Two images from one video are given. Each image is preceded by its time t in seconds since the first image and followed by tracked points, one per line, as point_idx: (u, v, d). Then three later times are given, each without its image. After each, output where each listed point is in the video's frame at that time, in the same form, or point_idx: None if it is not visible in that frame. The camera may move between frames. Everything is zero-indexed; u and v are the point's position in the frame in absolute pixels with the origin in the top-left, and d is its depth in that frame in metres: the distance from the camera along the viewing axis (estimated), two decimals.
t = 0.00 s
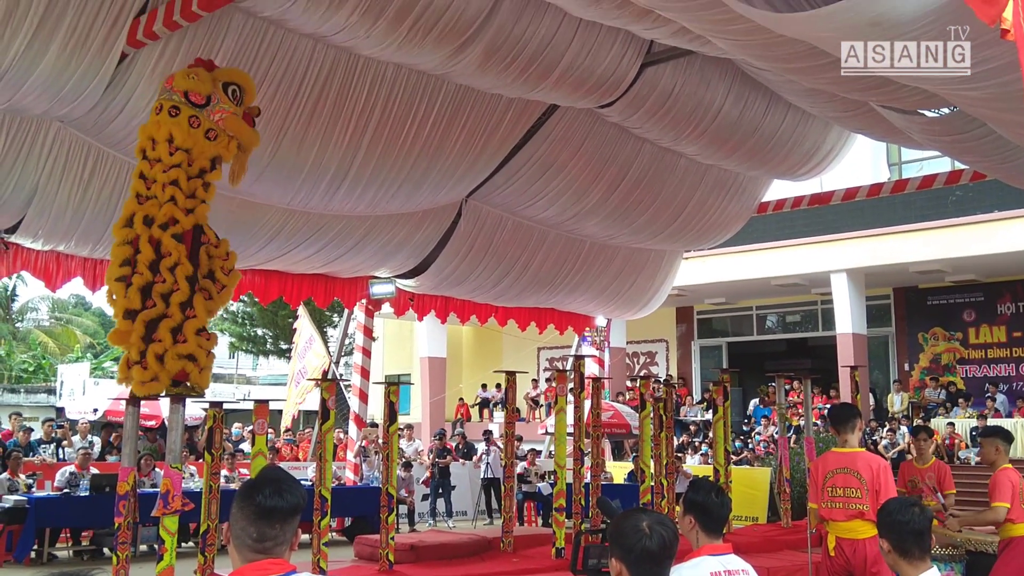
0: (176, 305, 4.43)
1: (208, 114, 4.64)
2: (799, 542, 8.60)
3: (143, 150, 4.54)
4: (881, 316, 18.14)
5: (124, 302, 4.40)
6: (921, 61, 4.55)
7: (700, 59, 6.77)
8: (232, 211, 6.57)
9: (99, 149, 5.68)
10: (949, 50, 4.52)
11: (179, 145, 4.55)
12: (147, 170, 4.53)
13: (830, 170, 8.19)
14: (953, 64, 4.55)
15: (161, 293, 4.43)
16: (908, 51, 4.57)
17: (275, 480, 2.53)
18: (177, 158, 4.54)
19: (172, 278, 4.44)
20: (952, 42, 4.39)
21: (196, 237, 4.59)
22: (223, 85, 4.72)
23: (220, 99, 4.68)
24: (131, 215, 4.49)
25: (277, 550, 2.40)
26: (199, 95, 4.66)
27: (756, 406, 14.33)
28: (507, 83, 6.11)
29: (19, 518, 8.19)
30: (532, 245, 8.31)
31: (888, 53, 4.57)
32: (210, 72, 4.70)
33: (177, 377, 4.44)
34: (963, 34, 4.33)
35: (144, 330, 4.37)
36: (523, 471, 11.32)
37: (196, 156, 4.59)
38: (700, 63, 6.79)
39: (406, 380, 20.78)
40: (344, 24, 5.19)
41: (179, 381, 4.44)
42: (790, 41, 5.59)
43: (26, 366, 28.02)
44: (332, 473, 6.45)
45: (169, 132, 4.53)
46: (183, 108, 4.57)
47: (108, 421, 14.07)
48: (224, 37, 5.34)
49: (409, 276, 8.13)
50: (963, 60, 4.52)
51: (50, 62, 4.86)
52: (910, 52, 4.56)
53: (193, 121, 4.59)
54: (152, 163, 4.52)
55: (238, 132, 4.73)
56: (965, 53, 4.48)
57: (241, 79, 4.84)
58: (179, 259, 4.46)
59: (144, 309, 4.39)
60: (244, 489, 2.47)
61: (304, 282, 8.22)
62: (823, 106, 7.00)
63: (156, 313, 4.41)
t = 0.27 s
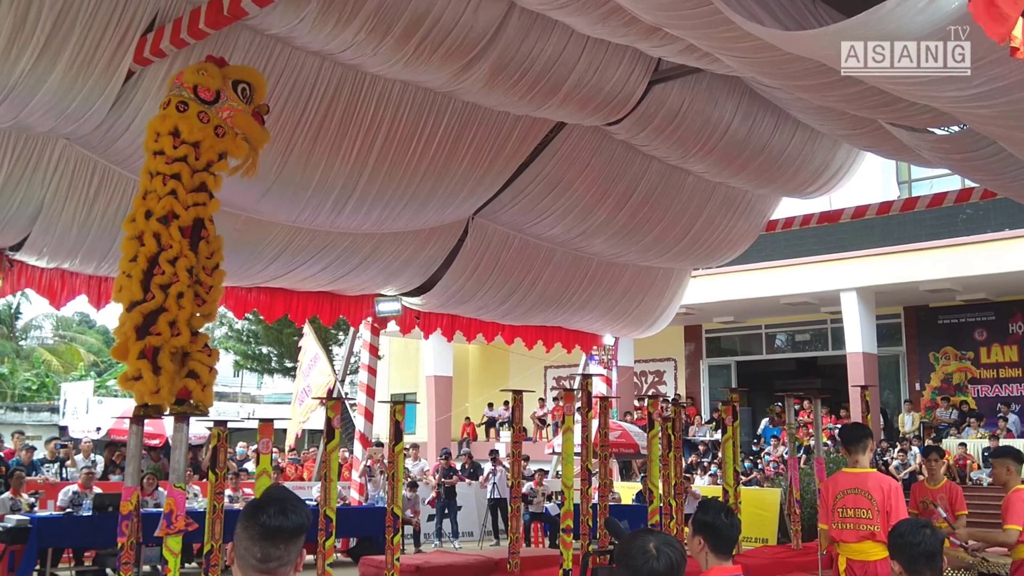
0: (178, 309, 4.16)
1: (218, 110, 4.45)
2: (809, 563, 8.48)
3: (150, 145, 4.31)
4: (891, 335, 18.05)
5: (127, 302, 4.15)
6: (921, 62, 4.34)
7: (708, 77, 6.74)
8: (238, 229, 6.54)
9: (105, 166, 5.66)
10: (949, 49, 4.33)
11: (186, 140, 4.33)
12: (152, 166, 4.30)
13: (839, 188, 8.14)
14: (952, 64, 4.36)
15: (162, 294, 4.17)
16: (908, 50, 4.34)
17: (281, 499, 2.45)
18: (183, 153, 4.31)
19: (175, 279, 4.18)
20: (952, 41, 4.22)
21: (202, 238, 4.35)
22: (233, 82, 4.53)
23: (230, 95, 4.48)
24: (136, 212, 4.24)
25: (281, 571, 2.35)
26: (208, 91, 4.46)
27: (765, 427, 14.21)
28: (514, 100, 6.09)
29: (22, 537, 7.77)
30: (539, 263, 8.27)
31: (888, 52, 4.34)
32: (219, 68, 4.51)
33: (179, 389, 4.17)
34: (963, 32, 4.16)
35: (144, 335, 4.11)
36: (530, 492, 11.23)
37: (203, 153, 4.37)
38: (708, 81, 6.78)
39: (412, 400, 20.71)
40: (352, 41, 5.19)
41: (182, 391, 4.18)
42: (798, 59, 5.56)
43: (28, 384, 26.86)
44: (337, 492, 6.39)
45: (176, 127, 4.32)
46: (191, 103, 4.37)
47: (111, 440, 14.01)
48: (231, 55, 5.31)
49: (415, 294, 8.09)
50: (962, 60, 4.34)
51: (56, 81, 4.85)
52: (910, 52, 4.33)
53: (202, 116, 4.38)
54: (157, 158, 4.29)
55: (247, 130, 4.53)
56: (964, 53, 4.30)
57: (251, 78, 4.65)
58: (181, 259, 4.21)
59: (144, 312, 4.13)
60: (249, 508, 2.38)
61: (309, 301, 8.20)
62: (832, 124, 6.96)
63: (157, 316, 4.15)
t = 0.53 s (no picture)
0: (179, 326, 4.09)
1: (228, 129, 4.41)
2: None
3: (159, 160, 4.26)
4: (904, 353, 17.91)
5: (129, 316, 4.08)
6: (921, 61, 4.32)
7: (718, 92, 6.69)
8: (245, 245, 6.50)
9: (111, 182, 5.61)
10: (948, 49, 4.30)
11: (195, 156, 4.29)
12: (159, 180, 4.25)
13: (851, 205, 8.07)
14: (953, 64, 4.33)
15: (162, 309, 4.10)
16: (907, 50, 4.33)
17: (285, 519, 2.35)
18: (191, 169, 4.27)
19: (176, 295, 4.12)
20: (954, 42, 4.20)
21: (204, 257, 4.28)
22: (243, 102, 4.51)
23: (239, 115, 4.45)
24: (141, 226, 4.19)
25: None
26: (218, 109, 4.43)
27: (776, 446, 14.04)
28: (522, 116, 6.05)
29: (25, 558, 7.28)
30: (548, 280, 8.21)
31: (888, 52, 4.31)
32: (230, 88, 4.49)
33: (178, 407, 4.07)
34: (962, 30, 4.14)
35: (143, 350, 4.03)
36: (539, 511, 11.11)
37: (211, 170, 4.32)
38: (718, 97, 6.72)
39: (420, 418, 20.60)
40: (360, 57, 5.17)
41: (181, 410, 4.08)
42: (809, 75, 5.52)
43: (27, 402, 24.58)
44: (343, 512, 6.31)
45: (185, 142, 4.28)
46: (201, 120, 4.34)
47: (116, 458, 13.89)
48: (238, 70, 5.29)
49: (423, 311, 8.03)
50: (963, 60, 4.30)
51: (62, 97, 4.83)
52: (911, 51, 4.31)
53: (211, 133, 4.34)
54: (165, 172, 4.24)
55: (254, 151, 4.49)
56: (964, 53, 4.26)
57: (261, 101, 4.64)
58: (182, 275, 4.14)
59: (144, 326, 4.06)
60: (254, 528, 2.29)
61: (316, 319, 8.13)
62: (844, 140, 6.91)
63: (157, 331, 4.07)
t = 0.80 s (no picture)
0: (188, 341, 4.07)
1: (238, 145, 4.41)
2: None
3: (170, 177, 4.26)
4: (917, 370, 16.74)
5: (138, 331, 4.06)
6: (922, 61, 4.25)
7: (728, 108, 6.66)
8: (253, 260, 6.48)
9: (121, 198, 5.61)
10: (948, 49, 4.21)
11: (206, 171, 4.28)
12: (170, 196, 4.25)
13: (862, 220, 8.03)
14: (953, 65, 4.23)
15: (170, 324, 4.07)
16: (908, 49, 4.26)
17: (292, 536, 2.23)
18: (202, 184, 4.26)
19: (184, 309, 4.09)
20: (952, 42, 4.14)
21: (215, 272, 4.26)
22: (255, 119, 4.51)
23: (251, 131, 4.46)
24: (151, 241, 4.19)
25: None
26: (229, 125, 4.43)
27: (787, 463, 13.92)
28: (532, 131, 6.03)
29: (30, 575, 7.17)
30: (557, 295, 8.18)
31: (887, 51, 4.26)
32: (242, 104, 4.50)
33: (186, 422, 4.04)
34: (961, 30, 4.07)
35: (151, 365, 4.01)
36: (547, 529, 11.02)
37: (222, 185, 4.32)
38: (729, 112, 6.68)
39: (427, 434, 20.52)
40: (370, 71, 5.18)
41: (190, 425, 4.05)
42: (820, 90, 5.50)
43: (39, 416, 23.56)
44: (350, 529, 6.26)
45: (196, 158, 4.29)
46: (212, 135, 4.35)
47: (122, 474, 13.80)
48: (248, 85, 5.29)
49: (431, 326, 8.00)
50: (963, 60, 4.20)
51: (72, 112, 4.85)
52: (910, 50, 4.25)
53: (222, 148, 4.34)
54: (177, 188, 4.24)
55: (265, 167, 4.48)
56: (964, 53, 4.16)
57: (272, 117, 4.65)
58: (192, 289, 4.12)
59: (153, 340, 4.04)
60: (260, 546, 2.16)
61: (325, 334, 8.14)
62: (855, 155, 6.87)
63: (165, 346, 4.05)
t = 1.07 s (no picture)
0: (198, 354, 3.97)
1: (248, 156, 4.31)
2: None
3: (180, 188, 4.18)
4: (930, 384, 15.83)
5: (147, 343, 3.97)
6: (922, 62, 4.18)
7: (739, 119, 6.59)
8: (259, 271, 6.43)
9: (127, 209, 5.56)
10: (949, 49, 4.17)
11: (216, 182, 4.19)
12: (180, 208, 4.16)
13: (874, 233, 7.95)
14: (953, 64, 4.18)
15: (181, 336, 3.98)
16: (908, 49, 4.17)
17: (299, 551, 2.09)
18: (212, 195, 4.16)
19: (195, 322, 4.00)
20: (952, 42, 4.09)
21: (225, 284, 4.15)
22: (266, 129, 4.42)
23: (261, 142, 4.36)
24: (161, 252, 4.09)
25: None
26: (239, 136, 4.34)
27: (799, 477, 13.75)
28: (541, 142, 5.98)
29: None
30: (566, 307, 8.11)
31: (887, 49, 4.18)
32: (252, 115, 4.41)
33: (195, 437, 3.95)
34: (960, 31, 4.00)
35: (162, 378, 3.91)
36: (556, 545, 10.89)
37: (232, 197, 4.22)
38: (739, 123, 6.62)
39: (434, 447, 20.44)
40: (378, 82, 5.14)
41: (198, 439, 3.96)
42: (832, 102, 5.43)
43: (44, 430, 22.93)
44: (357, 545, 6.17)
45: (206, 169, 4.19)
46: (222, 146, 4.26)
47: (127, 487, 13.68)
48: (255, 96, 5.24)
49: (439, 338, 7.94)
50: (963, 60, 4.16)
51: (78, 123, 4.82)
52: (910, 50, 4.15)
53: (232, 160, 4.25)
54: (186, 199, 4.15)
55: (276, 178, 4.38)
56: (964, 52, 4.13)
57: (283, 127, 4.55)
58: (203, 301, 4.02)
59: (164, 353, 3.94)
60: (266, 562, 2.03)
61: (331, 346, 8.07)
62: (867, 167, 6.80)
63: (176, 358, 3.95)
